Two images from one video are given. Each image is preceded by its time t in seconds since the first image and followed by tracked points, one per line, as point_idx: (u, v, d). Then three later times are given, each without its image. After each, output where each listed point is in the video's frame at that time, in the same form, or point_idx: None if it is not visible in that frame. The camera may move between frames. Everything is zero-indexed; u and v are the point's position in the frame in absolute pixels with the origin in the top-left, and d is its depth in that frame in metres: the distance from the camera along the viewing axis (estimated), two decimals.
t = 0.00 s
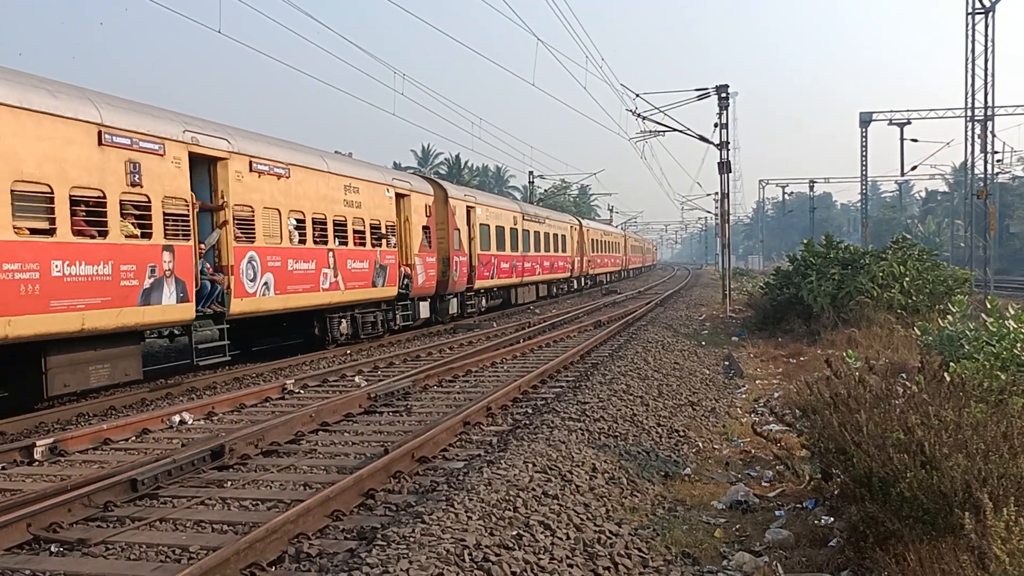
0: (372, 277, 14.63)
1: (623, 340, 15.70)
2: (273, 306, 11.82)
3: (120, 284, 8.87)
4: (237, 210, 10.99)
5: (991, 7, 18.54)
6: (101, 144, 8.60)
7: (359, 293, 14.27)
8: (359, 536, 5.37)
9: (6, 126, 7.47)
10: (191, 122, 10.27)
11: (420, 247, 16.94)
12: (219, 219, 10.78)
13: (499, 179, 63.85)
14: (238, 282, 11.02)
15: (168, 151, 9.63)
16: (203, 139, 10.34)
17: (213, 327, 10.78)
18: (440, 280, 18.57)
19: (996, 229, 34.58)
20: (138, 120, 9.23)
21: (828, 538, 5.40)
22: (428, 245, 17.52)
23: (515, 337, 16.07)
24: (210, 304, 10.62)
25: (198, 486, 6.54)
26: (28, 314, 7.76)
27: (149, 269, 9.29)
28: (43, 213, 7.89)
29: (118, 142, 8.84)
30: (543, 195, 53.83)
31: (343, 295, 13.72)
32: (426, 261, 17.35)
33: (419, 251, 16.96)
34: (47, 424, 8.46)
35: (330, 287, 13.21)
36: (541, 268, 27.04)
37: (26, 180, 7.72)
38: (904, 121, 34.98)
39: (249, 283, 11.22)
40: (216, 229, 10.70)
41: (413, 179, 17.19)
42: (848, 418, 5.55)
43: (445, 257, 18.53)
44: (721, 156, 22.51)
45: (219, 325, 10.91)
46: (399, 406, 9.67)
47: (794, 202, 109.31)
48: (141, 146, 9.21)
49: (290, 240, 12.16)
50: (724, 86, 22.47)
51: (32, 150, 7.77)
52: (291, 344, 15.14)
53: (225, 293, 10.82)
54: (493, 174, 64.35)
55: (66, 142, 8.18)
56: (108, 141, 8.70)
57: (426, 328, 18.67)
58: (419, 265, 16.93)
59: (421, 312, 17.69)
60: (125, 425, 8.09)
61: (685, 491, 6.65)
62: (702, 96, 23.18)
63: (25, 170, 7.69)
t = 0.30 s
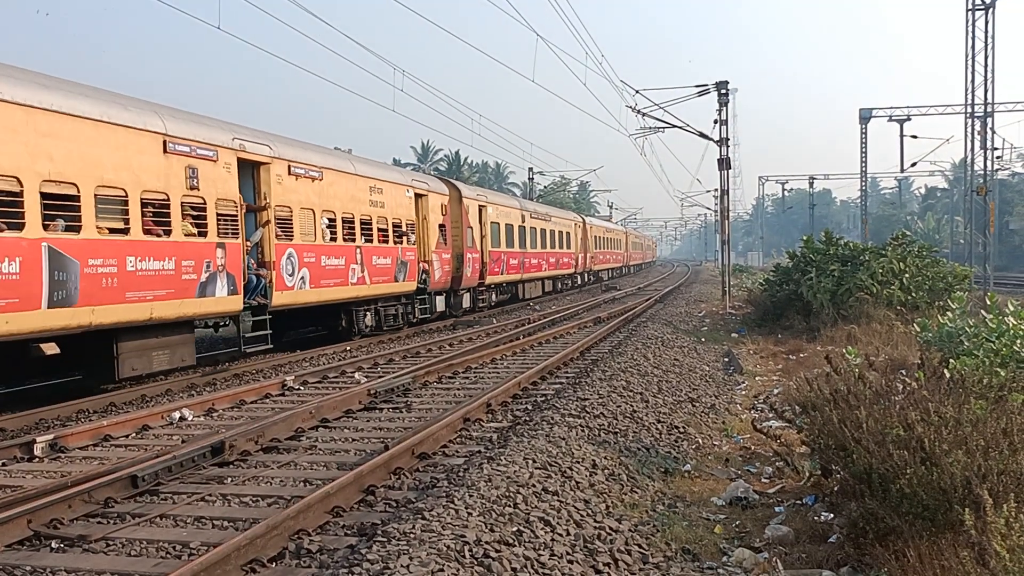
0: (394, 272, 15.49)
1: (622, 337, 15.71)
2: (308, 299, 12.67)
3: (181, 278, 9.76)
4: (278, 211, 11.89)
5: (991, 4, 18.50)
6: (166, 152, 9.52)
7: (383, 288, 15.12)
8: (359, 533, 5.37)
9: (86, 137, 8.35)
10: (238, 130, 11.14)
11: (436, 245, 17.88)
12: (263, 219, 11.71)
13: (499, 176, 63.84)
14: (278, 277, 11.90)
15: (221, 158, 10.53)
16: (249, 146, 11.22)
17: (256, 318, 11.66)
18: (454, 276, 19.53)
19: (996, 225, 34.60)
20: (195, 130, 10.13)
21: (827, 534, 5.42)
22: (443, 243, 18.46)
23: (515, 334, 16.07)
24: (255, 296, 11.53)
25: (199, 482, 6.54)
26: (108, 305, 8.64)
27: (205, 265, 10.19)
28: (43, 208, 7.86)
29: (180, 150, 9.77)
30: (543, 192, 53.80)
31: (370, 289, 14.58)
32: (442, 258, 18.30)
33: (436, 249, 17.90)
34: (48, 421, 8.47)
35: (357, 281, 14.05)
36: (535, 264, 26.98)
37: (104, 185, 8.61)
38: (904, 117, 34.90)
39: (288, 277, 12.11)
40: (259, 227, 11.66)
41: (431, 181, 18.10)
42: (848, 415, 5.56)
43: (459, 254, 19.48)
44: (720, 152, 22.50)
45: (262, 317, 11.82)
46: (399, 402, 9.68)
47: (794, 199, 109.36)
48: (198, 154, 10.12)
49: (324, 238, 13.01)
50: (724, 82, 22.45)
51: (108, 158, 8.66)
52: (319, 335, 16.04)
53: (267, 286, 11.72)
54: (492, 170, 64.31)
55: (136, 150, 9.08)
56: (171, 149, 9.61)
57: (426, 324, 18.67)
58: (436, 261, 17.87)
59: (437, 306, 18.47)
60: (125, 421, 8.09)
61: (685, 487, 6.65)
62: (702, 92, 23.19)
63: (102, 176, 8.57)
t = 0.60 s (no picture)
0: (413, 269, 16.52)
1: (622, 335, 15.71)
2: (340, 295, 13.75)
3: (231, 273, 10.88)
4: (313, 212, 12.97)
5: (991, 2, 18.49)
6: (219, 159, 10.69)
7: (403, 284, 16.09)
8: (359, 531, 5.37)
9: (152, 147, 9.52)
10: (278, 138, 12.27)
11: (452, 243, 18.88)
12: (299, 220, 12.71)
13: (498, 174, 63.84)
14: (313, 273, 12.94)
15: (265, 163, 11.68)
16: (287, 152, 12.35)
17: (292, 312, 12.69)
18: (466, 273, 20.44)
19: (995, 223, 34.60)
20: (242, 139, 11.27)
21: (827, 532, 5.43)
22: (458, 241, 19.44)
23: (514, 332, 16.07)
24: (292, 291, 12.58)
25: (198, 480, 6.55)
26: (170, 297, 9.77)
27: (252, 262, 11.31)
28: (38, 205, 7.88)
29: (231, 157, 10.96)
30: (542, 190, 53.78)
31: (392, 285, 15.56)
32: (456, 256, 19.28)
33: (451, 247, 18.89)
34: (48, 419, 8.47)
35: (382, 278, 15.07)
36: (535, 262, 26.86)
37: (167, 189, 9.78)
38: (904, 116, 34.82)
39: (322, 274, 13.16)
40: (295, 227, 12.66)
41: (446, 183, 19.14)
42: (847, 413, 5.56)
43: (472, 252, 20.44)
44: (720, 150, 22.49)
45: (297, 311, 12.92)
46: (399, 400, 9.68)
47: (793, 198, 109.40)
48: (245, 161, 11.27)
49: (352, 237, 14.02)
50: (724, 80, 22.46)
51: (169, 165, 9.82)
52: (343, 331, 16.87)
53: (304, 282, 12.76)
54: (491, 168, 64.25)
55: (194, 158, 10.25)
56: (223, 157, 10.78)
57: (426, 323, 18.68)
58: (452, 259, 18.86)
59: (451, 302, 19.29)
60: (125, 419, 8.09)
61: (684, 485, 6.66)
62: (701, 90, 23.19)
63: (166, 181, 9.73)
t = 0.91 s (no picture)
0: (430, 267, 17.40)
1: (622, 334, 15.70)
2: (365, 292, 14.57)
3: (273, 270, 11.78)
4: (343, 213, 13.85)
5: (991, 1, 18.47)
6: (263, 166, 11.61)
7: (421, 281, 16.97)
8: (359, 529, 5.38)
9: (207, 156, 10.47)
10: (313, 146, 13.20)
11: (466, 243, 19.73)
12: (330, 220, 13.57)
13: (497, 172, 63.85)
14: (343, 271, 13.82)
15: (302, 169, 12.58)
16: (320, 159, 13.25)
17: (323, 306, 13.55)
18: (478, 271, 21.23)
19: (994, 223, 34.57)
20: (283, 147, 12.19)
21: (826, 530, 5.43)
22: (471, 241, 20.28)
23: (513, 331, 16.06)
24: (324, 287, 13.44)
25: (198, 478, 6.55)
26: (222, 292, 10.67)
27: (290, 260, 12.20)
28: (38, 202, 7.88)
29: (274, 164, 11.89)
30: (541, 189, 53.77)
31: (412, 281, 16.43)
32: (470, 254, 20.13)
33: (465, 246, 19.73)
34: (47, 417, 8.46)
35: (403, 275, 15.95)
36: (537, 262, 26.69)
37: (219, 194, 10.70)
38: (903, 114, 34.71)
39: (351, 271, 14.04)
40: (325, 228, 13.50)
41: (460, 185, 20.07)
42: (847, 412, 5.56)
43: (484, 251, 21.25)
44: (720, 149, 22.49)
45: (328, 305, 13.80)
46: (398, 399, 9.68)
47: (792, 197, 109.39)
48: (285, 167, 12.19)
49: (376, 236, 14.91)
50: (723, 79, 22.47)
51: (222, 172, 10.75)
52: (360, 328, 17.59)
53: (334, 278, 13.64)
54: (490, 167, 64.24)
55: (242, 165, 11.18)
56: (266, 164, 11.69)
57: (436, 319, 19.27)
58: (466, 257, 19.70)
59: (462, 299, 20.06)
60: (125, 418, 8.08)
61: (683, 484, 6.66)
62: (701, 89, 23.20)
63: (218, 187, 10.64)
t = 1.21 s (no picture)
0: (444, 265, 18.34)
1: (620, 333, 15.69)
2: (386, 287, 15.54)
3: (307, 268, 12.74)
4: (367, 215, 14.79)
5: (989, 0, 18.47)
6: (298, 171, 12.54)
7: (435, 278, 17.91)
8: (357, 529, 5.36)
9: (251, 163, 11.39)
10: (340, 152, 14.16)
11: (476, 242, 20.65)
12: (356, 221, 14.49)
13: (496, 171, 63.88)
14: (366, 269, 14.74)
15: (331, 174, 13.52)
16: (346, 164, 14.20)
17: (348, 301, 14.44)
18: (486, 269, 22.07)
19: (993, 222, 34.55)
20: (315, 154, 13.13)
21: (824, 530, 5.43)
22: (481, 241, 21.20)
23: (512, 330, 16.03)
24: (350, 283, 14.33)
25: (196, 477, 6.54)
26: (265, 287, 11.64)
27: (321, 258, 13.13)
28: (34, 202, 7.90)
29: (308, 169, 12.83)
30: (540, 188, 53.76)
31: (427, 278, 17.39)
32: (479, 254, 21.02)
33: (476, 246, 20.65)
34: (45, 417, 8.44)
35: (420, 273, 16.89)
36: (535, 261, 26.71)
37: (262, 198, 11.64)
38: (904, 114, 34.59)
39: (373, 269, 14.95)
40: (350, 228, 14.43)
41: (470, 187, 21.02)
42: (845, 411, 5.57)
43: (492, 250, 22.11)
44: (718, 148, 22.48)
45: (353, 300, 14.73)
46: (397, 398, 9.66)
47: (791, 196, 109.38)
48: (318, 172, 13.13)
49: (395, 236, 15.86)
50: (721, 78, 22.47)
51: (263, 178, 11.69)
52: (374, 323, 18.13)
53: (359, 276, 14.53)
54: (489, 166, 64.33)
55: (280, 170, 12.11)
56: (301, 169, 12.61)
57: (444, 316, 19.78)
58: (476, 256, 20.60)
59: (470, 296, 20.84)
60: (123, 417, 8.07)
61: (682, 483, 6.66)
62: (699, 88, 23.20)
63: (261, 192, 11.58)
